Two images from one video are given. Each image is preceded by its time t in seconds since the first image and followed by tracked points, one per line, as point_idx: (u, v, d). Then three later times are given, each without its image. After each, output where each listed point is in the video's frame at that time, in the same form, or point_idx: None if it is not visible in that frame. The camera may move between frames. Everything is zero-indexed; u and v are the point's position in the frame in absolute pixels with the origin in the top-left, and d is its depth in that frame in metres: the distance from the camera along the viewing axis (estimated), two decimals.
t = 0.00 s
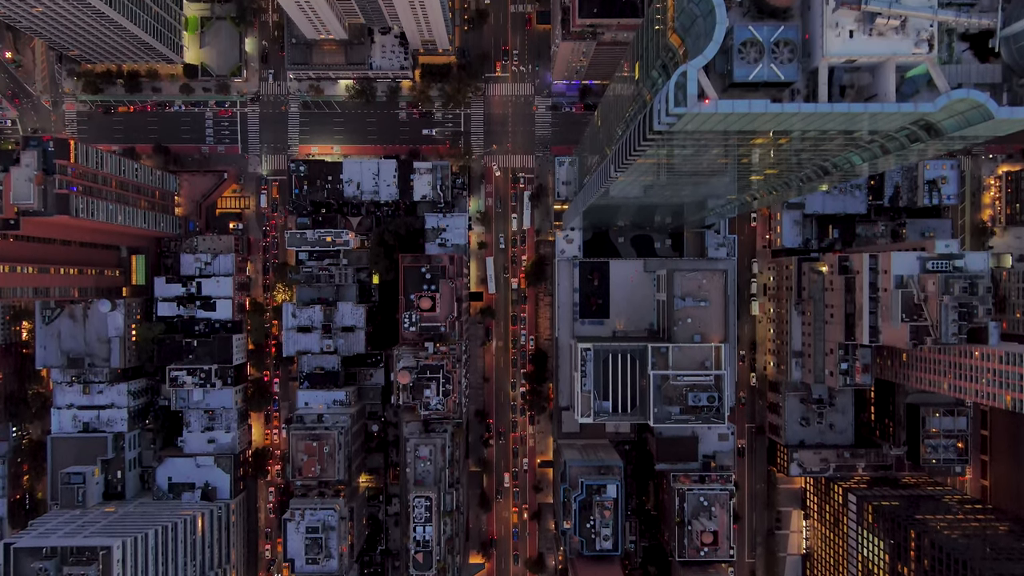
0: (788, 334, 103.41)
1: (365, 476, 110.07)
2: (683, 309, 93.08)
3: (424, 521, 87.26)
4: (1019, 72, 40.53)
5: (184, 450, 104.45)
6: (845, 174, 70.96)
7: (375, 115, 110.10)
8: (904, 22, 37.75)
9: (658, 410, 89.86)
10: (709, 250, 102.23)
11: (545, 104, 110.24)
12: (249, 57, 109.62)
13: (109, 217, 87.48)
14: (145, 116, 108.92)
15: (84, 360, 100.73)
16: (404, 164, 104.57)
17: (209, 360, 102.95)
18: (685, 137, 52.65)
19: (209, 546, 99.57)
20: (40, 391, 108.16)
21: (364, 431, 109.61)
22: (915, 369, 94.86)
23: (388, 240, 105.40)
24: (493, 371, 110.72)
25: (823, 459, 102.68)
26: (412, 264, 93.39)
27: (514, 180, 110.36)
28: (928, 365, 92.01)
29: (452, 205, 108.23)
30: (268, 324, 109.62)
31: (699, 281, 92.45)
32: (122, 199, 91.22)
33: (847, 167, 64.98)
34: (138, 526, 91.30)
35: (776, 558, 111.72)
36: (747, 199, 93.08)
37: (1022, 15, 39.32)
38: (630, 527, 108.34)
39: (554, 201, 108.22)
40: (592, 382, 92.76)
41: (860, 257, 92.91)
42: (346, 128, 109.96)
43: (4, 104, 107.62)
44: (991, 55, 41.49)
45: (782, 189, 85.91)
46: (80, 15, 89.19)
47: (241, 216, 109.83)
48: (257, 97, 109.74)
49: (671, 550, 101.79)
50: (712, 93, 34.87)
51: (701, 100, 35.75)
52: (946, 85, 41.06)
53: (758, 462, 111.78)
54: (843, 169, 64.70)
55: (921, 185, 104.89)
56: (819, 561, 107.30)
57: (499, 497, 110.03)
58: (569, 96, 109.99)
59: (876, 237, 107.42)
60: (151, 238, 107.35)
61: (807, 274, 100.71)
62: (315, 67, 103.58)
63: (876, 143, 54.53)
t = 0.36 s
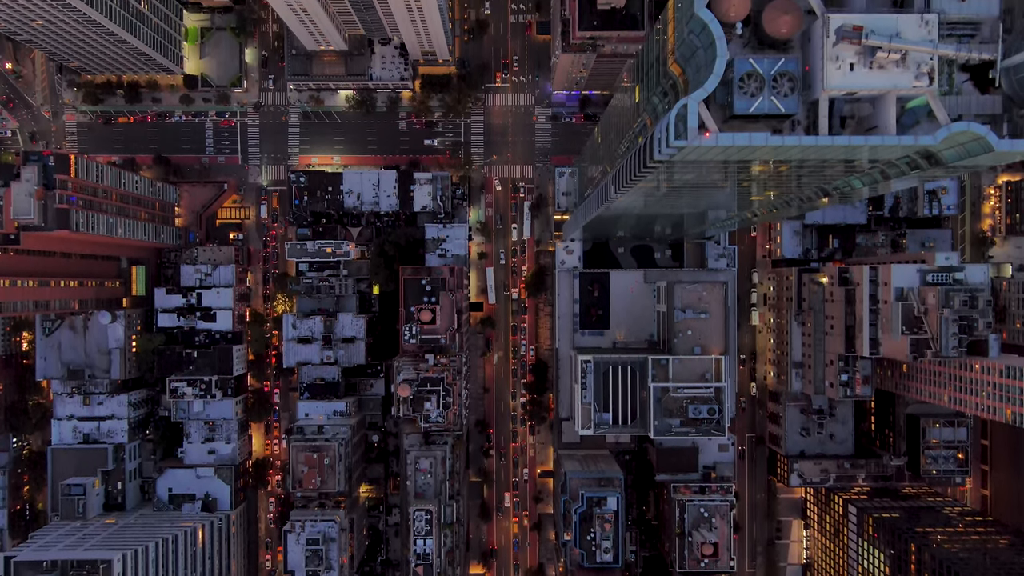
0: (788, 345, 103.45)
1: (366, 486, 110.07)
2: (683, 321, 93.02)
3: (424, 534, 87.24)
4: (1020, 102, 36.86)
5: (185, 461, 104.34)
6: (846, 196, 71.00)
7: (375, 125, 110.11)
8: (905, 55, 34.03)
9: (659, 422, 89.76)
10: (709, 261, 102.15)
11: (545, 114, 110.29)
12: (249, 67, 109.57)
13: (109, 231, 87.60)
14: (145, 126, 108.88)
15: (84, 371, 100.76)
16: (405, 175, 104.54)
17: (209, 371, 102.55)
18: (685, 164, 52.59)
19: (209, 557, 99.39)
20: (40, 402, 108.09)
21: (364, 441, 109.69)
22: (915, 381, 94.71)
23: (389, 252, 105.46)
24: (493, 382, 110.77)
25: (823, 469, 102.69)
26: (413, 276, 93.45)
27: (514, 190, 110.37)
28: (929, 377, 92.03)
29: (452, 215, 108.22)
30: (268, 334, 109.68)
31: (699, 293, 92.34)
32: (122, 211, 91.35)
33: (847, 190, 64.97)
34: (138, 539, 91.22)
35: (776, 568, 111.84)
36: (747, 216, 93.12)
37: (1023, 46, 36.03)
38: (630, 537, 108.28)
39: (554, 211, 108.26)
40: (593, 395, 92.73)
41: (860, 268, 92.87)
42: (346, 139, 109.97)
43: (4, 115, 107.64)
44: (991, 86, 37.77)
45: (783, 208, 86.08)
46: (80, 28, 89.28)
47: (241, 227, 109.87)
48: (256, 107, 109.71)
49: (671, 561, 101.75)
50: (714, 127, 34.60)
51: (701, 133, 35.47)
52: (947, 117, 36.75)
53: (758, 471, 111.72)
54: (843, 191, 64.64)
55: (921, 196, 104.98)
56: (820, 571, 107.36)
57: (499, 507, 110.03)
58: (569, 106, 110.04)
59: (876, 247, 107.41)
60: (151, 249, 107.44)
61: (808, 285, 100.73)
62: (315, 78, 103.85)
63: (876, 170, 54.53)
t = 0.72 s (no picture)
0: (788, 356, 103.54)
1: (366, 497, 110.13)
2: (683, 333, 92.83)
3: (425, 547, 87.22)
4: (1020, 134, 35.85)
5: (186, 472, 104.26)
6: (847, 217, 70.36)
7: (376, 135, 110.12)
8: (905, 88, 33.81)
9: (659, 434, 89.64)
10: (710, 272, 101.89)
11: (545, 124, 110.34)
12: (249, 78, 109.64)
13: (110, 244, 87.72)
14: (145, 137, 108.95)
15: (85, 383, 100.88)
16: (405, 186, 104.60)
17: (209, 382, 102.33)
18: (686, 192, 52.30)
19: (210, 569, 99.20)
20: (41, 413, 108.18)
21: (365, 451, 109.70)
22: (915, 393, 94.68)
23: (389, 263, 105.39)
24: (493, 392, 110.77)
25: (823, 479, 102.63)
26: (413, 288, 93.51)
27: (514, 200, 110.43)
28: (929, 389, 92.14)
29: (452, 225, 108.24)
30: (268, 344, 109.70)
31: (699, 305, 92.30)
32: (122, 224, 91.50)
33: (847, 212, 64.94)
34: (138, 551, 91.00)
35: None
36: (747, 233, 92.62)
37: None
38: (631, 547, 108.09)
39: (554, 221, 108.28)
40: (593, 407, 92.69)
41: (860, 280, 92.86)
42: (346, 149, 109.99)
43: (4, 126, 107.69)
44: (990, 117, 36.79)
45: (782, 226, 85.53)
46: (81, 41, 89.28)
47: (241, 237, 109.94)
48: (257, 118, 109.74)
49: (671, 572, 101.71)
50: (714, 159, 34.44)
51: (701, 164, 35.47)
52: (945, 150, 36.03)
53: (758, 482, 111.76)
54: (843, 213, 64.67)
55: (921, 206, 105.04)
56: None
57: (500, 517, 109.98)
58: (569, 116, 110.08)
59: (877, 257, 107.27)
60: (151, 260, 107.46)
61: (808, 296, 100.83)
62: (315, 89, 103.76)
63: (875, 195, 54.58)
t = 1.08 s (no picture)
0: (788, 366, 103.64)
1: (367, 506, 110.19)
2: (684, 344, 92.76)
3: (425, 559, 87.21)
4: (1021, 161, 35.68)
5: (186, 482, 104.22)
6: (847, 237, 69.93)
7: (376, 145, 110.14)
8: (906, 119, 33.77)
9: (659, 446, 89.40)
10: (709, 282, 101.98)
11: (545, 133, 110.37)
12: (249, 87, 109.69)
13: (110, 256, 88.02)
14: (145, 147, 109.02)
15: (85, 393, 100.62)
16: (405, 196, 104.69)
17: (209, 394, 102.11)
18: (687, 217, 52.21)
19: None
20: (41, 422, 108.24)
21: (366, 461, 109.72)
22: (916, 403, 94.72)
23: (389, 273, 105.53)
24: (493, 401, 110.83)
25: (823, 489, 102.62)
26: (413, 299, 93.56)
27: (514, 209, 110.48)
28: (929, 400, 92.24)
29: (452, 235, 108.27)
30: (269, 354, 109.78)
31: (700, 316, 92.24)
32: (123, 236, 91.75)
33: (848, 233, 64.78)
34: (139, 563, 90.84)
35: None
36: (747, 247, 92.26)
37: None
38: (631, 557, 107.88)
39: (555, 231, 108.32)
40: (594, 418, 92.66)
41: (860, 291, 92.76)
42: (347, 158, 110.00)
43: (5, 135, 107.68)
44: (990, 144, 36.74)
45: (784, 241, 85.08)
46: (81, 54, 89.39)
47: (242, 247, 110.02)
48: (257, 127, 109.79)
49: None
50: (715, 190, 34.53)
51: (702, 194, 35.44)
52: (946, 178, 35.87)
53: (759, 491, 111.82)
54: (844, 234, 64.51)
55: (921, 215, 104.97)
56: None
57: (500, 526, 109.98)
58: (569, 125, 110.11)
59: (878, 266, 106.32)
60: (151, 270, 107.40)
61: (808, 306, 101.06)
62: (315, 99, 103.70)
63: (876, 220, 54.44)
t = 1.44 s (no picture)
0: (788, 377, 103.73)
1: (367, 517, 110.22)
2: (684, 356, 92.82)
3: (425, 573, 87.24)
4: (1021, 193, 35.63)
5: (187, 493, 104.36)
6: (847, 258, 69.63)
7: (376, 155, 110.16)
8: (907, 151, 33.68)
9: (660, 458, 89.25)
10: (710, 293, 100.96)
11: (545, 144, 110.41)
12: (249, 98, 109.71)
13: (111, 270, 88.41)
14: (146, 157, 109.07)
15: (85, 406, 101.25)
16: (405, 207, 104.79)
17: (210, 404, 102.35)
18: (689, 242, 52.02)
19: None
20: (42, 433, 108.25)
21: (366, 471, 109.73)
22: (915, 415, 94.56)
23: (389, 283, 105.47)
24: (493, 412, 110.87)
25: (824, 500, 102.60)
26: (414, 311, 93.47)
27: (514, 220, 110.51)
28: (928, 412, 92.47)
29: (453, 245, 108.27)
30: (269, 364, 109.78)
31: (700, 328, 92.36)
32: (123, 248, 91.98)
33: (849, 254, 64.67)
34: None
35: None
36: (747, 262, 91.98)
37: None
38: (632, 567, 107.63)
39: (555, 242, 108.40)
40: (594, 431, 92.69)
41: (860, 303, 92.69)
42: (347, 169, 110.00)
43: (5, 146, 107.68)
44: (990, 174, 36.70)
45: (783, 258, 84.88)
46: (82, 67, 89.51)
47: (242, 257, 110.08)
48: (257, 138, 109.79)
49: None
50: (715, 223, 34.58)
51: (702, 226, 35.40)
52: (946, 209, 35.83)
53: (759, 501, 111.93)
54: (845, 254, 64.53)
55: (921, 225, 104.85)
56: None
57: (501, 537, 109.96)
58: (569, 136, 110.23)
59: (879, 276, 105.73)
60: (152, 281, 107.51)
61: (808, 317, 101.18)
62: (315, 110, 103.74)
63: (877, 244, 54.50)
